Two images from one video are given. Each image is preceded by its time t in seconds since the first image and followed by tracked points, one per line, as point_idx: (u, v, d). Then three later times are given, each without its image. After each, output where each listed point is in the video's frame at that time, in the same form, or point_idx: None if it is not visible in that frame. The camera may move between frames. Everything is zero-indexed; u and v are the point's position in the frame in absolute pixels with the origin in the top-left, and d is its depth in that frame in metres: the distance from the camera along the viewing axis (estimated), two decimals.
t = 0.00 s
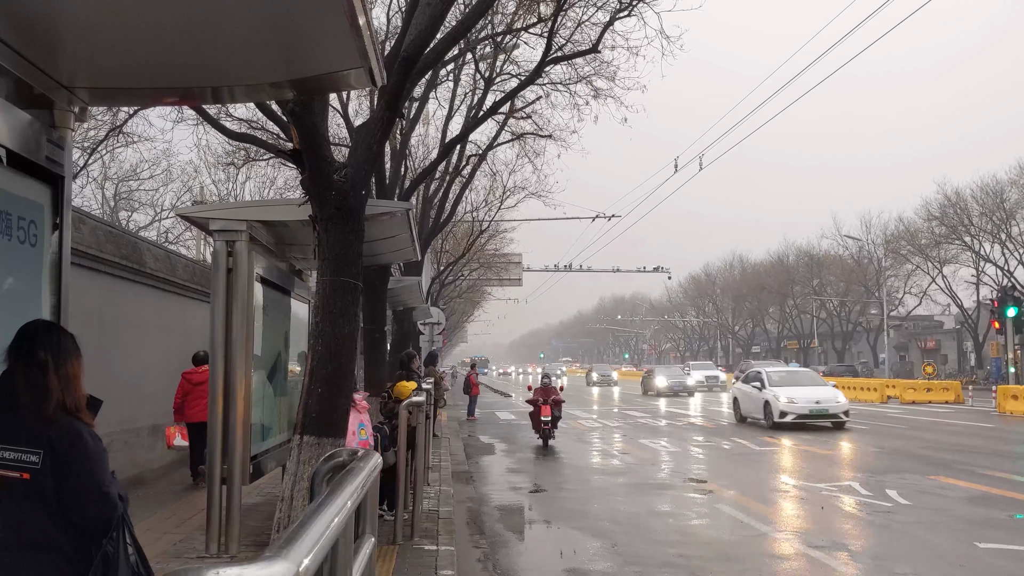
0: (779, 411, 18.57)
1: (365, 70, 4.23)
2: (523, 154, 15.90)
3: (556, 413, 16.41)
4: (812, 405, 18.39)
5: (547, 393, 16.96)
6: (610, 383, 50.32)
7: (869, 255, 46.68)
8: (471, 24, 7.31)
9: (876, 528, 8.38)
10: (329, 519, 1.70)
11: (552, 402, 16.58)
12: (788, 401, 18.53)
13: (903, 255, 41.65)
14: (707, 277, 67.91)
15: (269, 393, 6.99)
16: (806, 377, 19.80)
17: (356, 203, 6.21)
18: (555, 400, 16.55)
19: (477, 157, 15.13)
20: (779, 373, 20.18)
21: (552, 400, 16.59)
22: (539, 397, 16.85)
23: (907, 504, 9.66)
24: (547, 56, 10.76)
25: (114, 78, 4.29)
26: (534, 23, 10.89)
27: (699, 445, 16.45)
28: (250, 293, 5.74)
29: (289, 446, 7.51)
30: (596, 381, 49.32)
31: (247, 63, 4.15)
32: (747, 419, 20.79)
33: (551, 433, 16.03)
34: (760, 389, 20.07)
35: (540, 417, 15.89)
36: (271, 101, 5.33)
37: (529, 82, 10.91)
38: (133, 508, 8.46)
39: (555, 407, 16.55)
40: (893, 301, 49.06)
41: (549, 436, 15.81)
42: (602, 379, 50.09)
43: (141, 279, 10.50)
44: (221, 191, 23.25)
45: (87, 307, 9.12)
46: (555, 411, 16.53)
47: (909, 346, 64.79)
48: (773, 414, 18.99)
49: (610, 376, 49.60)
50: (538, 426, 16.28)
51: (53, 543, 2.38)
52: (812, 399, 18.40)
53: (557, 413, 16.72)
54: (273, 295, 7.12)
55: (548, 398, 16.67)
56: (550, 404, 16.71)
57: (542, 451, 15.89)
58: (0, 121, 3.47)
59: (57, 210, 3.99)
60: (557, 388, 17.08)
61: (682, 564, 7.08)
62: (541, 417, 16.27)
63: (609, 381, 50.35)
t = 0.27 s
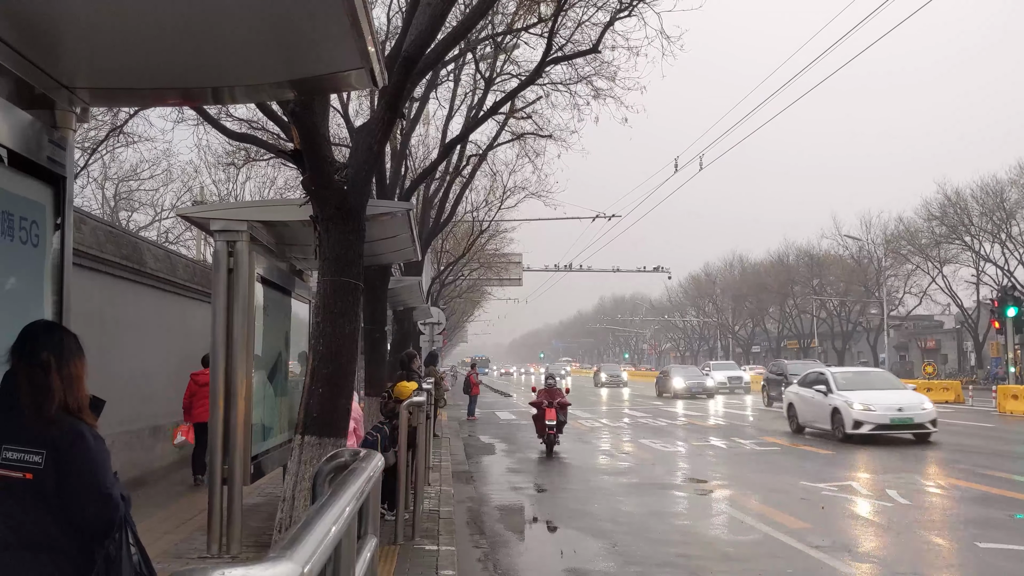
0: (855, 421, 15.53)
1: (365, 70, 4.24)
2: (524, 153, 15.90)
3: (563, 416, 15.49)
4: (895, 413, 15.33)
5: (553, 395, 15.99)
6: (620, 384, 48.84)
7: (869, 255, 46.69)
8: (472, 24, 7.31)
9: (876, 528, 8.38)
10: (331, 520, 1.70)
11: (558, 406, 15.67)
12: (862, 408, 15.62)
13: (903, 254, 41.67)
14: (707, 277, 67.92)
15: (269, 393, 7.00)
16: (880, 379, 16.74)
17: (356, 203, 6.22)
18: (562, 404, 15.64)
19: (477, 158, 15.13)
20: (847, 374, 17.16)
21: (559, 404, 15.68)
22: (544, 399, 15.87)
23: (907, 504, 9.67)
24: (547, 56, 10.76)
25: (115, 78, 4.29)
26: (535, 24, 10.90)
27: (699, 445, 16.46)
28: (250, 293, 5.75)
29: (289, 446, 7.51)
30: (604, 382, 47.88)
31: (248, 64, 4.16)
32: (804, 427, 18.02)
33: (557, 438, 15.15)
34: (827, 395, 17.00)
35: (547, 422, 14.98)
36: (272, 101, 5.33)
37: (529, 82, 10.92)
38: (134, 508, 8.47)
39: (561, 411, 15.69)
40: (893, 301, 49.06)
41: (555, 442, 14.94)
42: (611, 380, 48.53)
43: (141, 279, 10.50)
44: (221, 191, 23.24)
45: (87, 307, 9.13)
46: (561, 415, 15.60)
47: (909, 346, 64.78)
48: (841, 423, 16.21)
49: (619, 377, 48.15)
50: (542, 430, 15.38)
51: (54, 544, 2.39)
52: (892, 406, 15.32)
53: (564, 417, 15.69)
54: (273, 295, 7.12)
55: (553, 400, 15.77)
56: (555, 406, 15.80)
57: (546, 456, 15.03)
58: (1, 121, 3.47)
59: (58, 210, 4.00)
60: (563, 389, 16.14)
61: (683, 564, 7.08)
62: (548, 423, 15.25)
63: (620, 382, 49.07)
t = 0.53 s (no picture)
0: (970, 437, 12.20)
1: (368, 71, 4.24)
2: (525, 153, 15.89)
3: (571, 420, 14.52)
4: None
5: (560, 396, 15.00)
6: (633, 385, 46.83)
7: (870, 255, 46.66)
8: (474, 24, 7.31)
9: (877, 528, 8.37)
10: (336, 521, 1.72)
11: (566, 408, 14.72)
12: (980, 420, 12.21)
13: (904, 254, 41.65)
14: (708, 277, 67.90)
15: (271, 393, 7.00)
16: (989, 382, 13.56)
17: (358, 203, 6.22)
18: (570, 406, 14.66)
19: (479, 158, 15.13)
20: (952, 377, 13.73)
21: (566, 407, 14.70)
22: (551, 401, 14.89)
23: (908, 504, 9.66)
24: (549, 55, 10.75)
25: (117, 79, 4.30)
26: (536, 24, 10.89)
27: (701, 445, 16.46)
28: (252, 293, 5.76)
29: (291, 446, 7.52)
30: (615, 383, 45.91)
31: (251, 64, 4.16)
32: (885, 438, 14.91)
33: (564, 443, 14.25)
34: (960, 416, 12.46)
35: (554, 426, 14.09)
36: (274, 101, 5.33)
37: (530, 82, 10.91)
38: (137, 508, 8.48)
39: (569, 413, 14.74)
40: (895, 300, 49.04)
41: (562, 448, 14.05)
42: (623, 381, 46.42)
43: (143, 279, 10.51)
44: (223, 191, 23.25)
45: (90, 307, 9.15)
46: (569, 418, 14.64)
47: (910, 346, 64.70)
48: (948, 438, 12.83)
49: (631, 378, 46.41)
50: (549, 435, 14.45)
51: (59, 544, 2.40)
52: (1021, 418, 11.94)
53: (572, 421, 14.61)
54: (275, 295, 7.12)
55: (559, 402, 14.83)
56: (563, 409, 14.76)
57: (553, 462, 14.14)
58: (4, 121, 3.47)
59: (61, 211, 4.01)
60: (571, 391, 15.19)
61: (684, 564, 7.08)
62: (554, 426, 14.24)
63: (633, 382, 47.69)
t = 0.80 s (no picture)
0: None
1: (366, 70, 4.24)
2: (524, 152, 15.87)
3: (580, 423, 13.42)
4: None
5: (567, 396, 13.87)
6: (643, 385, 44.94)
7: (869, 253, 46.68)
8: (473, 23, 7.30)
9: (875, 526, 8.38)
10: (335, 520, 1.72)
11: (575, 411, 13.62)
12: None
13: (902, 253, 41.67)
14: (707, 276, 67.95)
15: (269, 392, 7.00)
16: None
17: (357, 202, 6.22)
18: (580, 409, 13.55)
19: (477, 156, 15.12)
20: None
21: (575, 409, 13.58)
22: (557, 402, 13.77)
23: (907, 503, 9.66)
24: (547, 55, 10.73)
25: (116, 79, 4.29)
26: (534, 22, 10.88)
27: (700, 443, 16.48)
28: (250, 292, 5.76)
29: (290, 445, 7.52)
30: (624, 382, 44.04)
31: (249, 63, 4.15)
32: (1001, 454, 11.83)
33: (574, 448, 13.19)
34: None
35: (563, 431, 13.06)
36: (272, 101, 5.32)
37: (529, 81, 10.90)
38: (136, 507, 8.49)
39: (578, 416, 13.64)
40: (893, 299, 49.07)
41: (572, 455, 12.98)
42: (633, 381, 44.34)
43: (142, 278, 10.51)
44: (221, 190, 23.25)
45: (88, 306, 9.14)
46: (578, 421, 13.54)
47: (908, 344, 64.70)
48: None
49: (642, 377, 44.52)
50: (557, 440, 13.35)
51: (59, 543, 2.40)
52: None
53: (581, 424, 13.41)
54: (274, 294, 7.13)
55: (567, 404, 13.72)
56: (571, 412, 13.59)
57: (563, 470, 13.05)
58: (2, 121, 3.47)
59: (59, 210, 4.01)
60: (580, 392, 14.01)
61: (682, 563, 7.08)
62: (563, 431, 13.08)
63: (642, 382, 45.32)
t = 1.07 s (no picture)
0: None
1: (367, 70, 4.24)
2: (524, 152, 15.87)
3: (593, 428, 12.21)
4: None
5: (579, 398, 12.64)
6: (658, 386, 42.84)
7: (869, 253, 46.69)
8: (473, 23, 7.30)
9: (876, 526, 8.37)
10: (336, 519, 1.73)
11: (588, 415, 12.43)
12: None
13: (903, 252, 41.67)
14: (707, 276, 67.99)
15: (269, 391, 7.00)
16: None
17: (357, 202, 6.22)
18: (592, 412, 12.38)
19: (477, 156, 15.12)
20: None
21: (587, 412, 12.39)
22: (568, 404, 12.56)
23: (907, 502, 9.66)
24: (547, 54, 10.73)
25: (116, 78, 4.29)
26: (535, 22, 10.88)
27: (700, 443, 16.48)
28: (251, 291, 5.76)
29: (290, 445, 7.52)
30: (638, 383, 41.81)
31: (250, 64, 4.15)
32: None
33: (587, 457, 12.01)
34: None
35: (574, 438, 11.93)
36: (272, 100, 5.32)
37: (529, 81, 10.90)
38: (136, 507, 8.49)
39: (591, 420, 12.44)
40: (893, 299, 49.09)
41: (585, 465, 11.83)
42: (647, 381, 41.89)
43: (142, 278, 10.51)
44: (222, 189, 23.25)
45: (88, 306, 9.14)
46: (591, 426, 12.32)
47: (908, 344, 64.67)
48: None
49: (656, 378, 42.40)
50: (568, 446, 12.20)
51: (58, 543, 2.40)
52: None
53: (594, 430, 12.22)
54: (274, 294, 7.13)
55: (579, 408, 12.49)
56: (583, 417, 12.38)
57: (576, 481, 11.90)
58: (3, 120, 3.47)
59: (60, 210, 4.01)
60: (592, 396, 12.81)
61: (683, 563, 7.07)
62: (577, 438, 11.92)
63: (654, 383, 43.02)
